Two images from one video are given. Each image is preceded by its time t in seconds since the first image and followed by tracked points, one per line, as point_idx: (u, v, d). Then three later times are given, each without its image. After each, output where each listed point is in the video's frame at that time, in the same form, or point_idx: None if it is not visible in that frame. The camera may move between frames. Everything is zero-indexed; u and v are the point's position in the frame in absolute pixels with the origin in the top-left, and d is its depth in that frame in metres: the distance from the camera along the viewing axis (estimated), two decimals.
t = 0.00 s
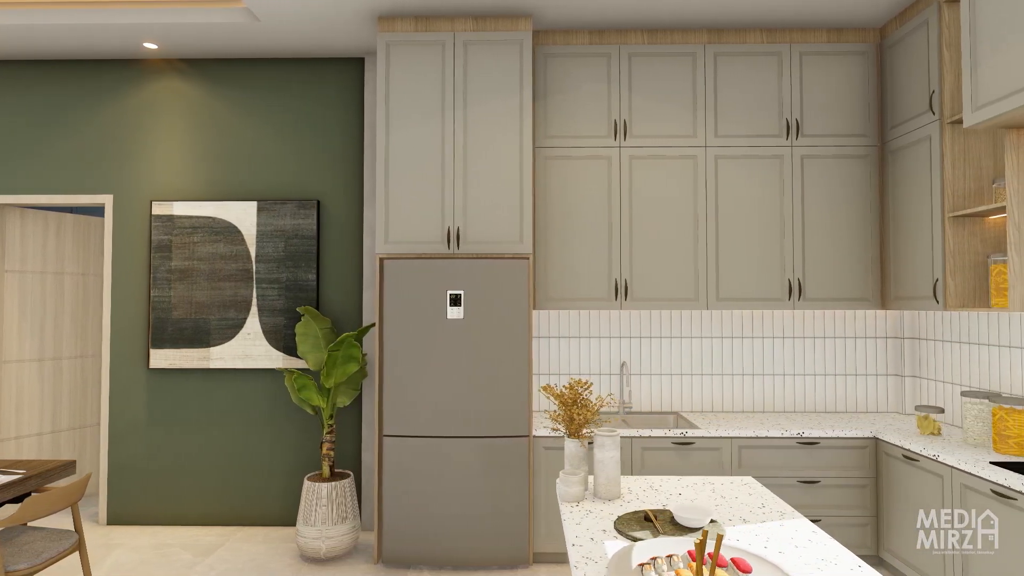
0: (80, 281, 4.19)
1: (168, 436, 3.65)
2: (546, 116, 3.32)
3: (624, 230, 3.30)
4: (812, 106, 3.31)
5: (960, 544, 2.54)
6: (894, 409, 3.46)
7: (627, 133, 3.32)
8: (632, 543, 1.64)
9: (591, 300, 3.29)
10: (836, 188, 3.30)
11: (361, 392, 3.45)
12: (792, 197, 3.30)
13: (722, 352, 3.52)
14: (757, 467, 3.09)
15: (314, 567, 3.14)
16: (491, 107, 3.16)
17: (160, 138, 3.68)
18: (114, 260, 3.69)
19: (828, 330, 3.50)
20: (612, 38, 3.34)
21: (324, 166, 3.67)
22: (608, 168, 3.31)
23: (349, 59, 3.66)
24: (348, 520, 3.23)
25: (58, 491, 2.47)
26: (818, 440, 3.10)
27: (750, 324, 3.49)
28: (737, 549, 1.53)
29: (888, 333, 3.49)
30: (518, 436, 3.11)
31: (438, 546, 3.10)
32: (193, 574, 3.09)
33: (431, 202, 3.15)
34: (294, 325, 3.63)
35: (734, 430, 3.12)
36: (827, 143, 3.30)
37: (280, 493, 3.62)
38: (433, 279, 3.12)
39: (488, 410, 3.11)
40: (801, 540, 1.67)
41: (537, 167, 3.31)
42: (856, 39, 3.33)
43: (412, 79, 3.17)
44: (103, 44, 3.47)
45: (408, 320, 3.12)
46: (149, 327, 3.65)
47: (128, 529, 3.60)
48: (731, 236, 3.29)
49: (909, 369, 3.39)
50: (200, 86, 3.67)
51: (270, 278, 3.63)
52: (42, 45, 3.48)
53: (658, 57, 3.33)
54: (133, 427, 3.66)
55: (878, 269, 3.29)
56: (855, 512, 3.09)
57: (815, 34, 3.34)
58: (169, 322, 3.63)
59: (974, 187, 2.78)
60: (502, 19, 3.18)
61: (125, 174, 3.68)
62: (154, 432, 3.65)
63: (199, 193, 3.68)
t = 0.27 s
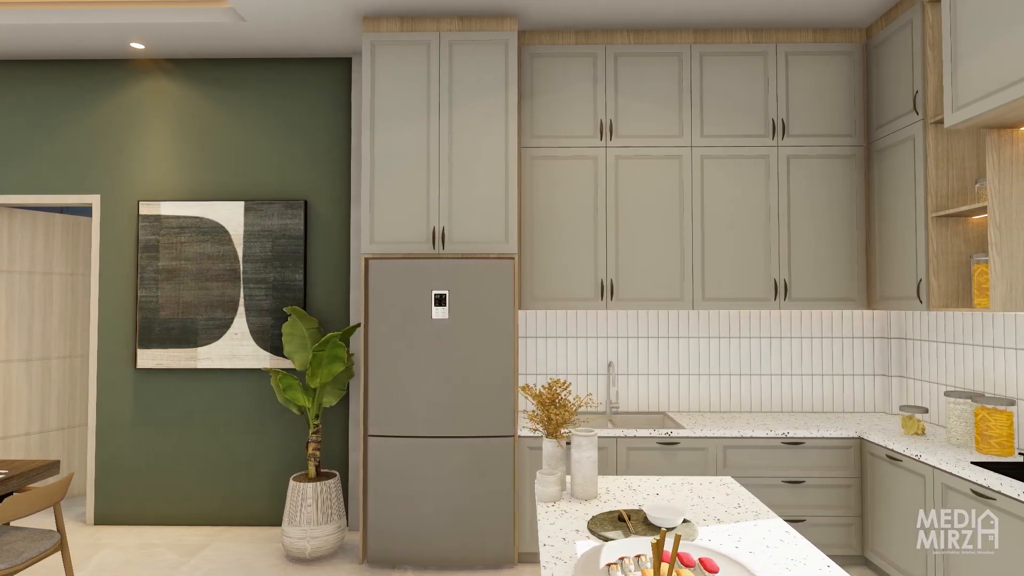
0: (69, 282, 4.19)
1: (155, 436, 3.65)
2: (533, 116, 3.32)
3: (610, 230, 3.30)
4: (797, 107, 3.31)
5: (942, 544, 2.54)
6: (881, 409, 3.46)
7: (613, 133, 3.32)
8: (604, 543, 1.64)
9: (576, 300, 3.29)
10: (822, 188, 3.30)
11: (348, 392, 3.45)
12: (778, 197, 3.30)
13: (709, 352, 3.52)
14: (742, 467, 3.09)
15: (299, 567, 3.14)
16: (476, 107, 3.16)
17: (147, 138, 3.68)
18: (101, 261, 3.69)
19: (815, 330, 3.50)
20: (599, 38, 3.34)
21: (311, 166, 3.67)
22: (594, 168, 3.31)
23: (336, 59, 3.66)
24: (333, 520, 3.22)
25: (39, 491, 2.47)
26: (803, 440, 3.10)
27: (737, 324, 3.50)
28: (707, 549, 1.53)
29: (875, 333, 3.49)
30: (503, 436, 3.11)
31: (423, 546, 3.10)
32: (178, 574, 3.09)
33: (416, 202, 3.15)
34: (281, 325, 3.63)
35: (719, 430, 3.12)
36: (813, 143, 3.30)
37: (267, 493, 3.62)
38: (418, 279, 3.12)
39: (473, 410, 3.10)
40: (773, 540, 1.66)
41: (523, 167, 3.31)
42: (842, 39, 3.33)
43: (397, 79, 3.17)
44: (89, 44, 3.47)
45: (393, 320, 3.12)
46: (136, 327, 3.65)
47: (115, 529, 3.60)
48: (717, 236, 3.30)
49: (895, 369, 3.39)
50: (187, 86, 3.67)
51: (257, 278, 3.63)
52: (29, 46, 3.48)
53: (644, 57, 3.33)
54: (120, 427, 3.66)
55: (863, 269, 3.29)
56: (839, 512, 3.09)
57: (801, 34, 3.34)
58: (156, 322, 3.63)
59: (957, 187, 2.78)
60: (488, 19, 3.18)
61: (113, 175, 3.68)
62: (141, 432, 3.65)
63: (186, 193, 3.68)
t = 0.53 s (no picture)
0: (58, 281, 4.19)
1: (142, 436, 3.65)
2: (518, 116, 3.32)
3: (596, 230, 3.30)
4: (783, 107, 3.31)
5: (923, 544, 2.53)
6: (868, 409, 3.46)
7: (599, 133, 3.32)
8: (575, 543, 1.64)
9: (562, 300, 3.28)
10: (808, 188, 3.30)
11: (334, 392, 3.45)
12: (764, 197, 3.30)
13: (696, 352, 3.52)
14: (727, 467, 3.09)
15: (284, 567, 3.14)
16: (461, 107, 3.16)
17: (135, 138, 3.68)
18: (89, 261, 3.69)
19: (802, 330, 3.50)
20: (584, 38, 3.34)
21: (299, 166, 3.67)
22: (580, 168, 3.31)
23: (323, 59, 3.66)
24: (319, 520, 3.22)
25: (21, 491, 2.47)
26: (788, 440, 3.09)
27: (724, 324, 3.49)
28: (676, 549, 1.53)
29: (862, 333, 3.49)
30: (488, 436, 3.11)
31: (408, 546, 3.10)
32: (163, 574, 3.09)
33: (401, 202, 3.15)
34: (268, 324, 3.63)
35: (704, 430, 3.12)
36: (799, 143, 3.30)
37: (254, 493, 3.62)
38: (404, 279, 3.12)
39: (458, 410, 3.10)
40: (745, 540, 1.66)
41: (509, 167, 3.31)
42: (828, 39, 3.33)
43: (383, 79, 3.17)
44: (76, 44, 3.47)
45: (378, 320, 3.12)
46: (124, 327, 3.65)
47: (103, 529, 3.60)
48: (703, 236, 3.29)
49: (882, 369, 3.39)
50: (175, 86, 3.67)
51: (244, 278, 3.63)
52: (16, 46, 3.48)
53: (629, 58, 3.33)
54: (108, 427, 3.66)
55: (849, 269, 3.29)
56: (824, 512, 3.08)
57: (787, 34, 3.34)
58: (143, 322, 3.63)
59: (941, 187, 2.78)
60: (473, 19, 3.19)
61: (101, 175, 3.68)
62: (129, 432, 3.65)
63: (173, 194, 3.68)
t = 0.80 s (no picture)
0: (46, 281, 4.18)
1: (129, 436, 3.65)
2: (504, 116, 3.32)
3: (582, 230, 3.30)
4: (769, 107, 3.31)
5: (904, 544, 2.54)
6: (855, 409, 3.46)
7: (585, 133, 3.32)
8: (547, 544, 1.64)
9: (548, 300, 3.28)
10: (794, 188, 3.30)
11: (321, 392, 3.45)
12: (750, 197, 3.30)
13: (683, 352, 3.51)
14: (712, 467, 3.09)
15: (268, 567, 3.14)
16: (446, 106, 3.16)
17: (122, 138, 3.68)
18: (76, 261, 3.69)
19: (789, 330, 3.50)
20: (570, 38, 3.34)
21: (286, 166, 3.67)
22: (566, 168, 3.31)
23: (310, 59, 3.66)
24: (304, 520, 3.22)
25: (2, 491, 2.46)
26: (773, 440, 3.09)
27: (711, 324, 3.49)
28: (647, 550, 1.53)
29: (849, 333, 3.49)
30: (473, 437, 3.10)
31: (392, 546, 3.10)
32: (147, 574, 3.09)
33: (386, 202, 3.15)
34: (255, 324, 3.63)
35: (689, 430, 3.12)
36: (784, 143, 3.30)
37: (241, 493, 3.62)
38: (389, 279, 3.12)
39: (442, 410, 3.10)
40: (717, 540, 1.66)
41: (495, 167, 3.31)
42: (814, 39, 3.33)
43: (368, 80, 3.17)
44: (63, 44, 3.47)
45: (363, 320, 3.12)
46: (111, 327, 3.65)
47: (89, 529, 3.60)
48: (688, 236, 3.29)
49: (869, 369, 3.39)
50: (162, 86, 3.67)
51: (231, 278, 3.63)
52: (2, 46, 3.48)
53: (615, 58, 3.33)
54: (95, 427, 3.66)
55: (835, 269, 3.29)
56: (809, 512, 3.08)
57: (773, 34, 3.34)
58: (130, 322, 3.63)
59: (924, 187, 2.78)
60: (459, 19, 3.18)
61: (88, 175, 3.68)
62: (116, 432, 3.65)
63: (161, 194, 3.68)
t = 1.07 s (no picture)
0: (35, 281, 4.18)
1: (116, 436, 3.65)
2: (490, 116, 3.32)
3: (568, 230, 3.30)
4: (755, 107, 3.31)
5: (885, 544, 2.53)
6: (841, 409, 3.46)
7: (571, 133, 3.32)
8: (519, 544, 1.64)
9: (533, 300, 3.28)
10: (780, 188, 3.30)
11: (307, 392, 3.45)
12: (735, 197, 3.30)
13: (670, 352, 3.51)
14: (697, 467, 3.09)
15: (254, 567, 3.14)
16: (431, 107, 3.16)
17: (110, 138, 3.68)
18: (63, 261, 3.69)
19: (776, 330, 3.50)
20: (556, 38, 3.34)
21: (274, 166, 3.67)
22: (552, 168, 3.31)
23: (298, 59, 3.66)
24: (290, 520, 3.22)
25: None
26: (758, 440, 3.09)
27: (698, 324, 3.49)
28: (616, 550, 1.53)
29: (836, 333, 3.49)
30: (458, 437, 3.10)
31: (377, 546, 3.10)
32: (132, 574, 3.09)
33: (371, 201, 3.15)
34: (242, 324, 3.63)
35: (674, 430, 3.11)
36: (770, 143, 3.30)
37: (228, 493, 3.62)
38: (374, 279, 3.12)
39: (427, 410, 3.10)
40: (689, 540, 1.66)
41: (480, 167, 3.31)
42: (800, 39, 3.33)
43: (353, 80, 3.17)
44: (49, 44, 3.47)
45: (348, 320, 3.12)
46: (99, 327, 3.65)
47: (77, 529, 3.60)
48: (674, 236, 3.29)
49: (856, 369, 3.39)
50: (150, 86, 3.67)
51: (219, 278, 3.63)
52: None
53: (601, 58, 3.33)
54: (82, 427, 3.66)
55: (821, 269, 3.29)
56: (794, 512, 3.08)
57: (758, 33, 3.33)
58: (118, 322, 3.63)
59: (907, 187, 2.78)
60: (444, 19, 3.18)
61: (76, 175, 3.68)
62: (103, 432, 3.65)
63: (148, 194, 3.68)
